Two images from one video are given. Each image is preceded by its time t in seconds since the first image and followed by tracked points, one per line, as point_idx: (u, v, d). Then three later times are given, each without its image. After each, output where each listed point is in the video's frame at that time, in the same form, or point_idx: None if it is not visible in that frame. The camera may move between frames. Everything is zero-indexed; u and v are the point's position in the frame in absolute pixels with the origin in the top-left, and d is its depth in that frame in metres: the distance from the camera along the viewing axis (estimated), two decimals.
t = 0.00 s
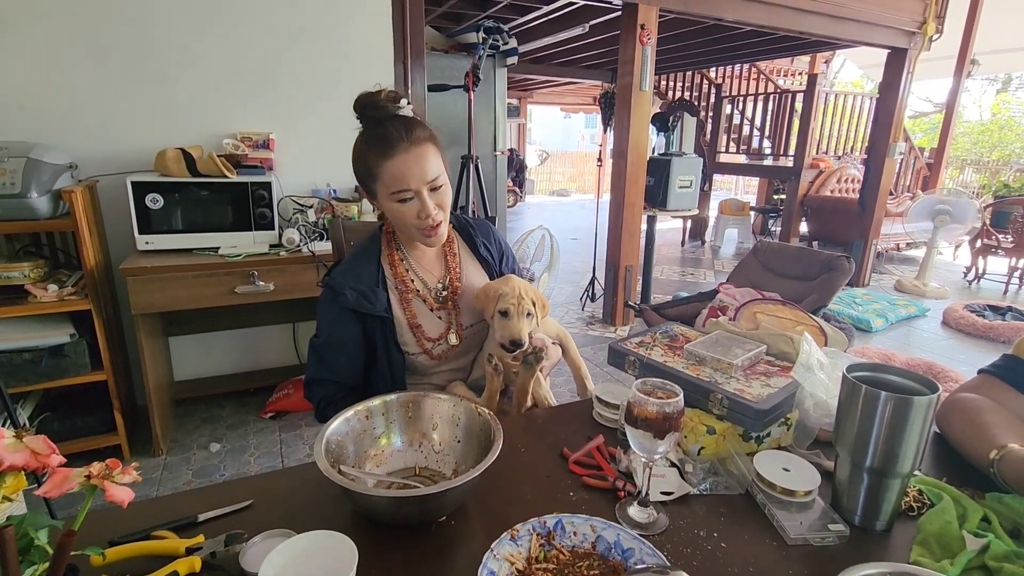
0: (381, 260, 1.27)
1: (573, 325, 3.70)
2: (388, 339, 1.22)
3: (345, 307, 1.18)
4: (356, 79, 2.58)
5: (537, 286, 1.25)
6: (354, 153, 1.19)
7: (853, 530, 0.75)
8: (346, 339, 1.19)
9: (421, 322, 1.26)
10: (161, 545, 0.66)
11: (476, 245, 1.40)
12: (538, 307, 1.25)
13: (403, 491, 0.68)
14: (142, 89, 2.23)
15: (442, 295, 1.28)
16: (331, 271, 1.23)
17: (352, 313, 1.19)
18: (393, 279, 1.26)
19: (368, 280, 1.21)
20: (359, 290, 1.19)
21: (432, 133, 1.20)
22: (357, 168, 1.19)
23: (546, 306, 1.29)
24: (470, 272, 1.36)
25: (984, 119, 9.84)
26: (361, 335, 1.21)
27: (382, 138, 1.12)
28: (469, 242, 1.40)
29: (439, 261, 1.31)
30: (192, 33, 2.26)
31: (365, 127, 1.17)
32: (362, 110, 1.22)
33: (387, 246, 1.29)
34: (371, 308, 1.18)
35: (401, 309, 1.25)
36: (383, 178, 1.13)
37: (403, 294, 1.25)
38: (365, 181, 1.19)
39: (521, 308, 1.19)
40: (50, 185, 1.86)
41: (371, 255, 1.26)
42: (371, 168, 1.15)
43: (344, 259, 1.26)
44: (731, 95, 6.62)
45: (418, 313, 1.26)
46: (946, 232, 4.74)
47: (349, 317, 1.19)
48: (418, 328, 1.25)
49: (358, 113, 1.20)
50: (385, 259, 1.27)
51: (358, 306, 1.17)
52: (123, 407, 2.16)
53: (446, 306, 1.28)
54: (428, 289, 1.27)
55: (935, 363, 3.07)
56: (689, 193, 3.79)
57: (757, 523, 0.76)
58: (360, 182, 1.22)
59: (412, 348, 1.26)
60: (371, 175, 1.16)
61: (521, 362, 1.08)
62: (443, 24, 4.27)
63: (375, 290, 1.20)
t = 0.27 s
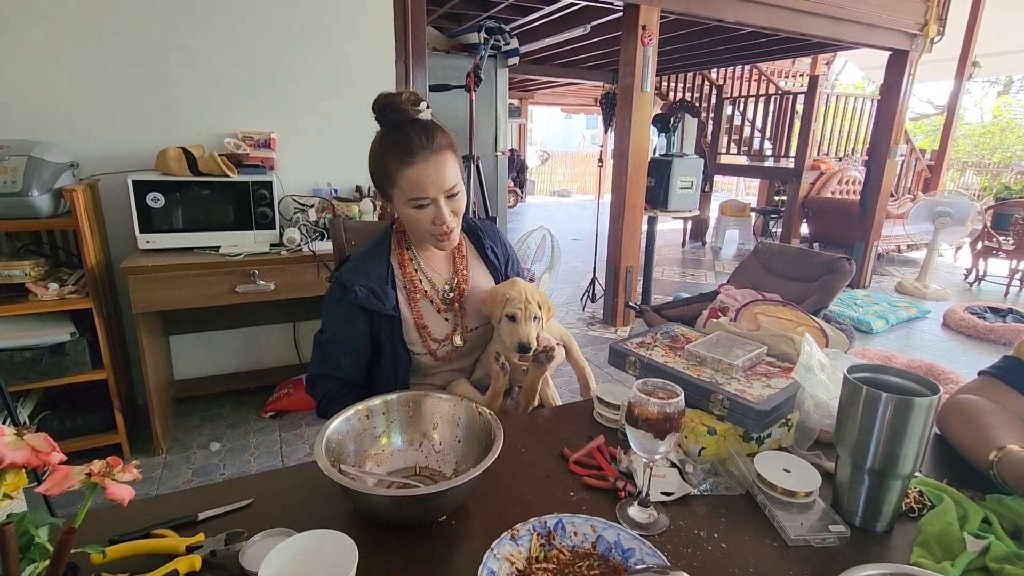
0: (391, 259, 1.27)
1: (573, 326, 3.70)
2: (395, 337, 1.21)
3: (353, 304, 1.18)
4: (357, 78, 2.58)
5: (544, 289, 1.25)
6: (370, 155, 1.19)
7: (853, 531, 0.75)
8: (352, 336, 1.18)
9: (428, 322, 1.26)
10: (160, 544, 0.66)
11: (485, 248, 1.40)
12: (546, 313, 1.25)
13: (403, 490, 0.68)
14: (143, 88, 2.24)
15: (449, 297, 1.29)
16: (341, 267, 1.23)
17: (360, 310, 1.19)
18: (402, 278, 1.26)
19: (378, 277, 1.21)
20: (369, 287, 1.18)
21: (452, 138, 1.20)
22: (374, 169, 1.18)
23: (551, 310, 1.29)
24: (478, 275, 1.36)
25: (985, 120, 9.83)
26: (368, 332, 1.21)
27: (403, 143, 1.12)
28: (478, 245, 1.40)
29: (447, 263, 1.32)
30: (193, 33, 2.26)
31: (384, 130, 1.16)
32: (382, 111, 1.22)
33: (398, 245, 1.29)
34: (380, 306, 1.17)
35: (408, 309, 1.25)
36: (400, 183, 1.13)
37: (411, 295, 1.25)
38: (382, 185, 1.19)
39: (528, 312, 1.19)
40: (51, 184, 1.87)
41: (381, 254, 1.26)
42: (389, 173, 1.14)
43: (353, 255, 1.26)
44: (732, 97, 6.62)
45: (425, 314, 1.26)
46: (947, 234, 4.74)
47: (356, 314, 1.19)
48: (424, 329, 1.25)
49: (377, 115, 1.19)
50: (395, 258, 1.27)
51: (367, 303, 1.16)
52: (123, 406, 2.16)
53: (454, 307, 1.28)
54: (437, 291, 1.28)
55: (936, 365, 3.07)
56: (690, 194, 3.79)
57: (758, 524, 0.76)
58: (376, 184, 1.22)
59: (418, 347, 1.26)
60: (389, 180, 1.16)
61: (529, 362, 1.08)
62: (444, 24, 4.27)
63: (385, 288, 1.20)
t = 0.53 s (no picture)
0: (410, 253, 1.28)
1: (574, 326, 3.71)
2: (410, 330, 1.22)
3: (372, 294, 1.19)
4: (358, 78, 2.58)
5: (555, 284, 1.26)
6: (406, 154, 1.18)
7: (853, 532, 0.75)
8: (367, 325, 1.18)
9: (443, 317, 1.27)
10: (161, 541, 0.66)
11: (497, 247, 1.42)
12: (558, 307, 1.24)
13: (403, 488, 0.68)
14: (145, 87, 2.24)
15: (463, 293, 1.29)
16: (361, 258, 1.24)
17: (378, 300, 1.20)
18: (419, 273, 1.27)
19: (398, 269, 1.22)
20: (389, 278, 1.20)
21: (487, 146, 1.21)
22: (408, 169, 1.18)
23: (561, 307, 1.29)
24: (490, 275, 1.37)
25: (986, 122, 9.83)
26: (383, 323, 1.21)
27: (444, 147, 1.12)
28: (491, 245, 1.42)
29: (463, 260, 1.32)
30: (195, 31, 2.26)
31: (425, 133, 1.16)
32: (421, 111, 1.21)
33: (417, 241, 1.29)
34: (398, 298, 1.19)
35: (424, 303, 1.25)
36: (435, 185, 1.13)
37: (428, 288, 1.25)
38: (414, 184, 1.18)
39: (540, 303, 1.18)
40: (52, 182, 1.87)
41: (400, 247, 1.27)
42: (426, 175, 1.14)
43: (373, 247, 1.27)
44: (733, 98, 6.63)
45: (440, 308, 1.26)
46: (948, 236, 4.73)
47: (374, 304, 1.20)
48: (439, 322, 1.26)
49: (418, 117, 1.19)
50: (414, 254, 1.28)
51: (386, 294, 1.18)
52: (123, 405, 2.16)
53: (468, 303, 1.29)
54: (453, 288, 1.28)
55: (936, 367, 3.08)
56: (691, 195, 3.79)
57: (757, 524, 0.76)
58: (406, 181, 1.21)
59: (430, 341, 1.26)
60: (423, 181, 1.15)
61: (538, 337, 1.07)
62: (446, 24, 4.26)
63: (403, 280, 1.22)
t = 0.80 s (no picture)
0: (431, 247, 1.28)
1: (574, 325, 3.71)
2: (430, 322, 1.23)
3: (396, 284, 1.19)
4: (360, 77, 2.58)
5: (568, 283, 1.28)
6: (444, 152, 1.17)
7: (852, 532, 0.75)
8: (390, 316, 1.18)
9: (463, 312, 1.27)
10: (160, 538, 0.65)
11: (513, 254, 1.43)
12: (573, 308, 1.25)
13: (402, 486, 0.68)
14: (145, 86, 2.24)
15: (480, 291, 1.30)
16: (384, 247, 1.24)
17: (401, 291, 1.20)
18: (441, 267, 1.27)
19: (422, 262, 1.24)
20: (414, 271, 1.21)
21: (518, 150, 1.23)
22: (444, 168, 1.17)
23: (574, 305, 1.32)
24: (502, 276, 1.38)
25: (987, 124, 9.83)
26: (404, 315, 1.21)
27: (486, 152, 1.13)
28: (505, 252, 1.43)
29: (480, 258, 1.33)
30: (196, 29, 2.26)
31: (467, 135, 1.16)
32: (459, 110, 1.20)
33: (438, 235, 1.30)
34: (422, 291, 1.20)
35: (445, 297, 1.26)
36: (474, 187, 1.14)
37: (449, 284, 1.26)
38: (450, 184, 1.17)
39: (556, 301, 1.21)
40: (53, 179, 1.87)
41: (422, 241, 1.27)
42: (467, 177, 1.13)
43: (394, 239, 1.27)
44: (734, 98, 6.62)
45: (460, 303, 1.27)
46: (948, 237, 4.73)
47: (397, 294, 1.19)
48: (460, 317, 1.26)
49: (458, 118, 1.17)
50: (436, 249, 1.28)
51: (411, 285, 1.19)
52: (123, 403, 2.16)
53: (485, 301, 1.29)
54: (473, 284, 1.29)
55: (936, 368, 3.07)
56: (692, 195, 3.79)
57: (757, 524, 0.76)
58: (439, 178, 1.19)
59: (449, 334, 1.27)
60: (462, 182, 1.15)
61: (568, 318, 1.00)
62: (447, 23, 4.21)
63: (427, 273, 1.23)
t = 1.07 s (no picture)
0: (446, 243, 1.28)
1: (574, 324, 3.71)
2: (441, 317, 1.22)
3: (410, 277, 1.19)
4: (361, 75, 2.58)
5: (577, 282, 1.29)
6: (475, 155, 1.16)
7: (854, 530, 0.75)
8: (402, 309, 1.17)
9: (474, 309, 1.28)
10: (161, 534, 0.65)
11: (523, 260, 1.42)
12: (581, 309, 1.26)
13: (403, 483, 0.68)
14: (146, 83, 2.24)
15: (490, 290, 1.31)
16: (399, 240, 1.24)
17: (414, 285, 1.19)
18: (453, 264, 1.27)
19: (436, 257, 1.24)
20: (428, 265, 1.20)
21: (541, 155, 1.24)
22: (474, 170, 1.16)
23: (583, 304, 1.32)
24: (511, 278, 1.38)
25: (988, 125, 9.82)
26: (416, 308, 1.21)
27: (518, 159, 1.13)
28: (514, 255, 1.42)
29: (491, 257, 1.34)
30: (197, 26, 2.26)
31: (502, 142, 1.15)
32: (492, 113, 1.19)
33: (452, 231, 1.30)
34: (435, 286, 1.19)
35: (457, 293, 1.26)
36: (502, 192, 1.14)
37: (462, 281, 1.27)
38: (480, 187, 1.16)
39: (565, 299, 1.21)
40: (54, 176, 1.87)
41: (437, 236, 1.27)
42: (500, 183, 1.14)
43: (409, 232, 1.27)
44: (735, 98, 6.62)
45: (472, 300, 1.28)
46: (949, 238, 4.73)
47: (410, 287, 1.19)
48: (471, 314, 1.27)
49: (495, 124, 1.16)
50: (449, 246, 1.28)
51: (425, 279, 1.18)
52: (124, 400, 2.16)
53: (495, 301, 1.30)
54: (485, 282, 1.30)
55: (936, 369, 3.07)
56: (692, 195, 3.79)
57: (757, 522, 0.76)
58: (467, 179, 1.18)
59: (459, 330, 1.27)
60: (492, 186, 1.14)
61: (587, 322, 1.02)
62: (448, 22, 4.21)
63: (441, 269, 1.23)
